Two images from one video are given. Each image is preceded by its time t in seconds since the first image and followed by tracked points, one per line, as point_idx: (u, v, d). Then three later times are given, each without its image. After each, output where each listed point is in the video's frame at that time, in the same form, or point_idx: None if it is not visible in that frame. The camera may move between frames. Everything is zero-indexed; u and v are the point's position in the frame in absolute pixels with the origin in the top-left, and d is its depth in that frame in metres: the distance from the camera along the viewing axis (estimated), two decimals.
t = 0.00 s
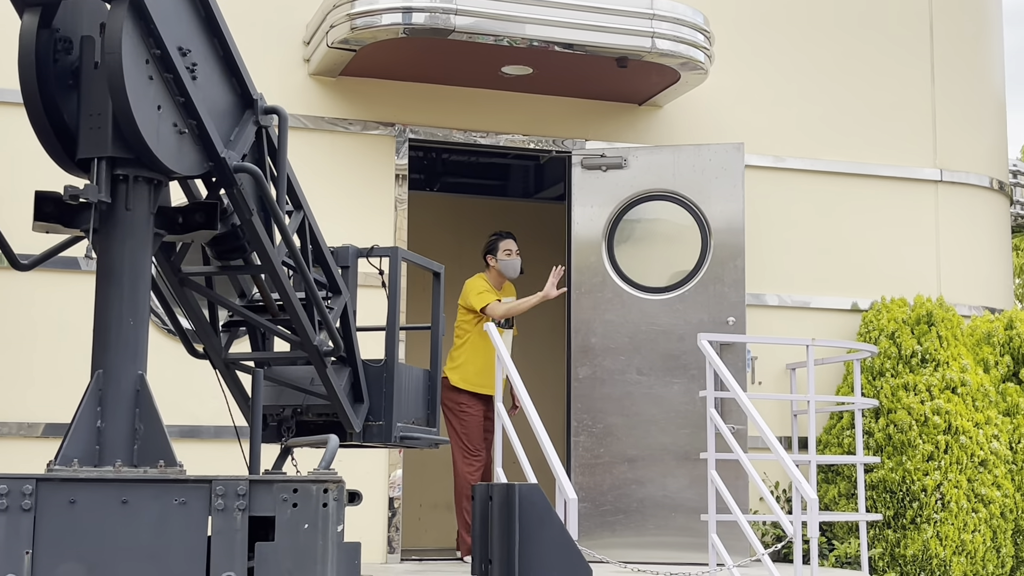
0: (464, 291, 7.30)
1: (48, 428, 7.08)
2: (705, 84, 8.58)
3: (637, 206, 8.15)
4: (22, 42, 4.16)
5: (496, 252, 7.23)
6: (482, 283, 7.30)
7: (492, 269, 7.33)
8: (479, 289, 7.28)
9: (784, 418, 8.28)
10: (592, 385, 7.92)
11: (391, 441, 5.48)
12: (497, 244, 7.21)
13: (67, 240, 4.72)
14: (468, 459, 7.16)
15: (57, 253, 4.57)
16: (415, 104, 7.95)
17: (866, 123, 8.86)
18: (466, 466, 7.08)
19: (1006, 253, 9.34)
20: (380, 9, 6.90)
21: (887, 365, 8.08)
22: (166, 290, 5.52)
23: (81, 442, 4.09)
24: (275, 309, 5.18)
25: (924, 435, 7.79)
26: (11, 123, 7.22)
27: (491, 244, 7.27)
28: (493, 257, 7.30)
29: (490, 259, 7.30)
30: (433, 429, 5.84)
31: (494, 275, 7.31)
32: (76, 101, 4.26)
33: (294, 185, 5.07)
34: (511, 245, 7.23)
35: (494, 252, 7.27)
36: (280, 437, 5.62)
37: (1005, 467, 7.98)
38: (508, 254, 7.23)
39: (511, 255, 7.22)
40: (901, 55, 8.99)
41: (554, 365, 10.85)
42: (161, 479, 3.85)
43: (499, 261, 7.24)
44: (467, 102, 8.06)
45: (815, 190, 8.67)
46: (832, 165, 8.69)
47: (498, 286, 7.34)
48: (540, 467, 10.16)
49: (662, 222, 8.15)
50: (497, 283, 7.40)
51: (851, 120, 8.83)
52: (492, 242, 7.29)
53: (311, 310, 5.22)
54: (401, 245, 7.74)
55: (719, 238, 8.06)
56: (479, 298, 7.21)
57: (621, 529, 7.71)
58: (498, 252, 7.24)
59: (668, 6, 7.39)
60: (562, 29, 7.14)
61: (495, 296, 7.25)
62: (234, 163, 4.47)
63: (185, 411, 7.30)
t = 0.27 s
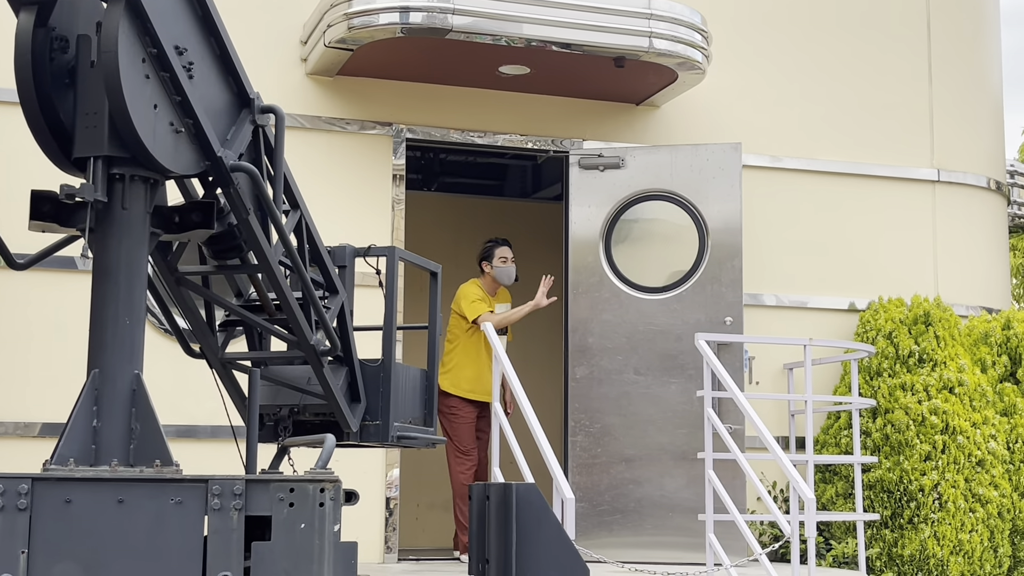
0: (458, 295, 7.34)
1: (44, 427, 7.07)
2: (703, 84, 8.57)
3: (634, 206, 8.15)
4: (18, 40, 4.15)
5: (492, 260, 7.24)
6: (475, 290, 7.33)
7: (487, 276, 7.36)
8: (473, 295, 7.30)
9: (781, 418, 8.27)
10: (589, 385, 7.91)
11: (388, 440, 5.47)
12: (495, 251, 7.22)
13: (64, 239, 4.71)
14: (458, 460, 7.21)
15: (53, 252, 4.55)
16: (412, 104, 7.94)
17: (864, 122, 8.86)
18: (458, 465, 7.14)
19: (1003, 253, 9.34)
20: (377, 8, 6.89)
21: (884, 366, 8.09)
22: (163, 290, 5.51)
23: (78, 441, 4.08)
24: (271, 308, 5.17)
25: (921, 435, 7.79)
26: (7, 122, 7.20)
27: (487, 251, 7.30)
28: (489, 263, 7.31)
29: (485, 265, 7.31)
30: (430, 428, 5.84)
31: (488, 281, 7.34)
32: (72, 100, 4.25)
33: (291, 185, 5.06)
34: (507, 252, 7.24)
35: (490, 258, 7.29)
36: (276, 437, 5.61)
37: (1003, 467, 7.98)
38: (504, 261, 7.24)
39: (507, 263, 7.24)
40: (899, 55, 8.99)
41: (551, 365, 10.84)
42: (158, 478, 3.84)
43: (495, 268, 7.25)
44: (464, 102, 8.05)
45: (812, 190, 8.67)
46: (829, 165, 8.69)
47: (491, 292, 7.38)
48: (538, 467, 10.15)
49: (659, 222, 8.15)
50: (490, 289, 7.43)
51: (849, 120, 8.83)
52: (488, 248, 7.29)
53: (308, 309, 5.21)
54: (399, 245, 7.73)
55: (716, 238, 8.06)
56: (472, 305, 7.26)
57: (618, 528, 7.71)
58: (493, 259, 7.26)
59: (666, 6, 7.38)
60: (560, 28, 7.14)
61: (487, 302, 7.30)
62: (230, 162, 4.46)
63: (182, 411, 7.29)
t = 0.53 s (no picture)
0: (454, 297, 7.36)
1: (43, 429, 7.07)
2: (702, 85, 8.58)
3: (634, 207, 8.14)
4: (17, 41, 4.14)
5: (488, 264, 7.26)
6: (470, 294, 7.35)
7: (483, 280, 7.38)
8: (467, 299, 7.33)
9: (781, 419, 8.27)
10: (589, 386, 7.90)
11: (387, 442, 5.46)
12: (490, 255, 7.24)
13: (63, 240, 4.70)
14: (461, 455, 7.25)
15: (52, 254, 4.54)
16: (412, 105, 7.94)
17: (864, 123, 8.86)
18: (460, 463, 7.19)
19: (1002, 255, 9.34)
20: (376, 9, 6.89)
21: (884, 367, 8.08)
22: (162, 291, 5.50)
23: (77, 442, 4.08)
24: (271, 310, 5.16)
25: (921, 436, 7.79)
26: (6, 123, 7.20)
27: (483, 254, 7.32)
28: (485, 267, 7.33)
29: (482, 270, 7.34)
30: (430, 430, 5.83)
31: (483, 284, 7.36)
32: (71, 101, 4.24)
33: (291, 186, 5.06)
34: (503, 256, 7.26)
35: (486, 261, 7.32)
36: (276, 438, 5.60)
37: (1002, 468, 7.97)
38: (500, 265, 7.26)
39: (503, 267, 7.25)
40: (898, 57, 8.99)
41: (551, 366, 10.84)
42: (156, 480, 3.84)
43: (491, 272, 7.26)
44: (464, 103, 8.05)
45: (812, 192, 8.67)
46: (829, 167, 8.69)
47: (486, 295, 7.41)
48: (537, 468, 10.14)
49: (658, 224, 8.15)
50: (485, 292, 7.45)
51: (848, 121, 8.83)
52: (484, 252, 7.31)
53: (308, 310, 5.21)
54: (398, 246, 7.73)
55: (716, 239, 8.06)
56: (468, 307, 7.29)
57: (618, 530, 7.70)
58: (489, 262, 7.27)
59: (665, 7, 7.38)
60: (559, 30, 7.14)
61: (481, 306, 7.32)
62: (230, 163, 4.46)
63: (181, 413, 7.29)
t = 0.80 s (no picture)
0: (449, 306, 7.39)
1: (45, 432, 7.07)
2: (703, 87, 8.58)
3: (635, 209, 8.14)
4: (20, 44, 4.14)
5: (485, 273, 7.27)
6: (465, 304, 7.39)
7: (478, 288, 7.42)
8: (463, 309, 7.36)
9: (782, 421, 8.27)
10: (590, 388, 7.90)
11: (389, 444, 5.47)
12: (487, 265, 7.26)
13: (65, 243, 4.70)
14: (456, 455, 7.35)
15: (54, 257, 4.55)
16: (413, 107, 7.95)
17: (865, 125, 8.86)
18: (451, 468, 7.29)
19: (1003, 256, 9.35)
20: (378, 12, 6.90)
21: (885, 368, 8.08)
22: (164, 294, 5.51)
23: (79, 445, 4.08)
24: (273, 312, 5.17)
25: (922, 438, 7.79)
26: (7, 126, 7.20)
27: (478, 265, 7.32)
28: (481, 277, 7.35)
29: (478, 279, 7.36)
30: (431, 432, 5.83)
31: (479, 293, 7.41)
32: (73, 104, 4.25)
33: (292, 188, 5.06)
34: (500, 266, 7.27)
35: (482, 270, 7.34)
36: (278, 441, 5.61)
37: (1004, 470, 7.97)
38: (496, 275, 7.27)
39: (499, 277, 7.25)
40: (899, 59, 8.99)
41: (552, 368, 10.84)
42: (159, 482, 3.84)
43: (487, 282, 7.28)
44: (465, 105, 8.06)
45: (812, 193, 8.67)
46: (829, 168, 8.69)
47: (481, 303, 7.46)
48: (539, 470, 10.15)
49: (659, 226, 8.15)
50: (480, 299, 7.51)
51: (849, 123, 8.83)
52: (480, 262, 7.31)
53: (310, 313, 5.22)
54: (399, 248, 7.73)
55: (716, 241, 8.07)
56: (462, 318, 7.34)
57: (619, 532, 7.70)
58: (487, 273, 7.28)
59: (666, 9, 7.39)
60: (560, 32, 7.14)
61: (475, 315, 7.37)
62: (232, 166, 4.47)
63: (183, 415, 7.29)
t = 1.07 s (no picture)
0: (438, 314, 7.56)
1: (46, 435, 7.07)
2: (702, 89, 8.58)
3: (635, 211, 8.14)
4: (19, 48, 4.14)
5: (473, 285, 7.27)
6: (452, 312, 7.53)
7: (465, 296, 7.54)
8: (450, 318, 7.48)
9: (782, 423, 8.27)
10: (590, 390, 7.90)
11: (390, 447, 5.47)
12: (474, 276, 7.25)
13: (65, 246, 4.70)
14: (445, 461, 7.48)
15: (55, 260, 4.55)
16: (412, 110, 7.95)
17: (865, 127, 8.86)
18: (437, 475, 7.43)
19: (1003, 258, 9.34)
20: (377, 14, 6.90)
21: (886, 370, 8.08)
22: (164, 297, 5.51)
23: (79, 448, 4.08)
24: (273, 315, 5.17)
25: (922, 440, 7.79)
26: (8, 130, 7.21)
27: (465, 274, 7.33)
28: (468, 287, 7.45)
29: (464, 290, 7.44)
30: (432, 435, 5.84)
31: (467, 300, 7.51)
32: (73, 107, 4.25)
33: (292, 191, 5.06)
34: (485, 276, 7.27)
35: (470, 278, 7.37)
36: (278, 443, 5.61)
37: (1005, 471, 7.97)
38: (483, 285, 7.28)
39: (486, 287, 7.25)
40: (899, 60, 8.99)
41: (552, 371, 10.84)
42: (160, 484, 3.84)
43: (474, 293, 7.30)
44: (465, 108, 8.06)
45: (812, 195, 8.67)
46: (830, 170, 8.69)
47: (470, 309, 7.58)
48: (539, 472, 10.15)
49: (659, 228, 8.15)
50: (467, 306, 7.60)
51: (849, 125, 8.83)
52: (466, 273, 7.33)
53: (310, 316, 5.22)
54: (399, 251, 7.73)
55: (716, 243, 8.07)
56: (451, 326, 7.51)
57: (620, 534, 7.70)
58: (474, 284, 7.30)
59: (666, 11, 7.39)
60: (560, 34, 7.14)
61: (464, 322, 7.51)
62: (232, 169, 4.47)
63: (183, 418, 7.29)
